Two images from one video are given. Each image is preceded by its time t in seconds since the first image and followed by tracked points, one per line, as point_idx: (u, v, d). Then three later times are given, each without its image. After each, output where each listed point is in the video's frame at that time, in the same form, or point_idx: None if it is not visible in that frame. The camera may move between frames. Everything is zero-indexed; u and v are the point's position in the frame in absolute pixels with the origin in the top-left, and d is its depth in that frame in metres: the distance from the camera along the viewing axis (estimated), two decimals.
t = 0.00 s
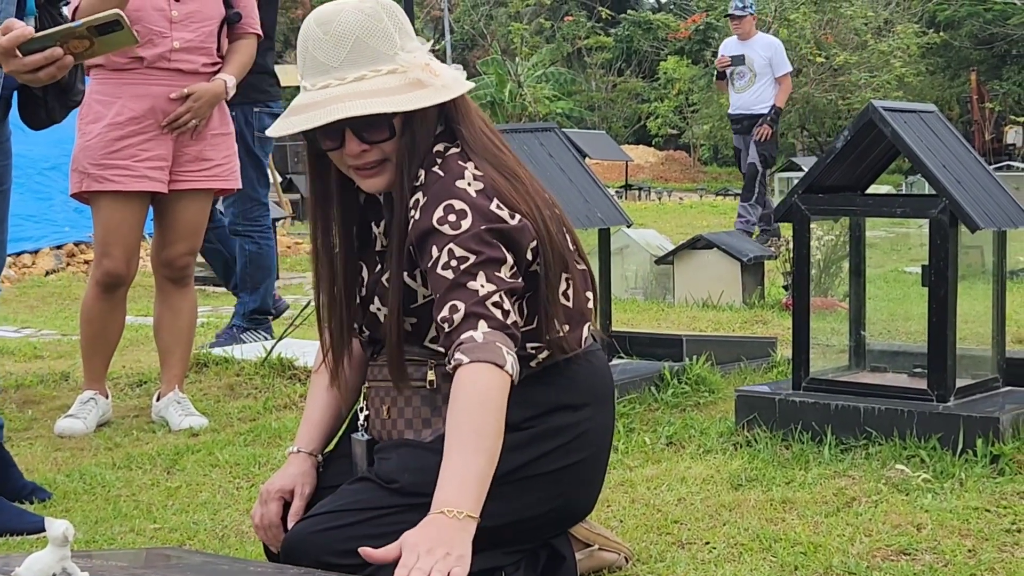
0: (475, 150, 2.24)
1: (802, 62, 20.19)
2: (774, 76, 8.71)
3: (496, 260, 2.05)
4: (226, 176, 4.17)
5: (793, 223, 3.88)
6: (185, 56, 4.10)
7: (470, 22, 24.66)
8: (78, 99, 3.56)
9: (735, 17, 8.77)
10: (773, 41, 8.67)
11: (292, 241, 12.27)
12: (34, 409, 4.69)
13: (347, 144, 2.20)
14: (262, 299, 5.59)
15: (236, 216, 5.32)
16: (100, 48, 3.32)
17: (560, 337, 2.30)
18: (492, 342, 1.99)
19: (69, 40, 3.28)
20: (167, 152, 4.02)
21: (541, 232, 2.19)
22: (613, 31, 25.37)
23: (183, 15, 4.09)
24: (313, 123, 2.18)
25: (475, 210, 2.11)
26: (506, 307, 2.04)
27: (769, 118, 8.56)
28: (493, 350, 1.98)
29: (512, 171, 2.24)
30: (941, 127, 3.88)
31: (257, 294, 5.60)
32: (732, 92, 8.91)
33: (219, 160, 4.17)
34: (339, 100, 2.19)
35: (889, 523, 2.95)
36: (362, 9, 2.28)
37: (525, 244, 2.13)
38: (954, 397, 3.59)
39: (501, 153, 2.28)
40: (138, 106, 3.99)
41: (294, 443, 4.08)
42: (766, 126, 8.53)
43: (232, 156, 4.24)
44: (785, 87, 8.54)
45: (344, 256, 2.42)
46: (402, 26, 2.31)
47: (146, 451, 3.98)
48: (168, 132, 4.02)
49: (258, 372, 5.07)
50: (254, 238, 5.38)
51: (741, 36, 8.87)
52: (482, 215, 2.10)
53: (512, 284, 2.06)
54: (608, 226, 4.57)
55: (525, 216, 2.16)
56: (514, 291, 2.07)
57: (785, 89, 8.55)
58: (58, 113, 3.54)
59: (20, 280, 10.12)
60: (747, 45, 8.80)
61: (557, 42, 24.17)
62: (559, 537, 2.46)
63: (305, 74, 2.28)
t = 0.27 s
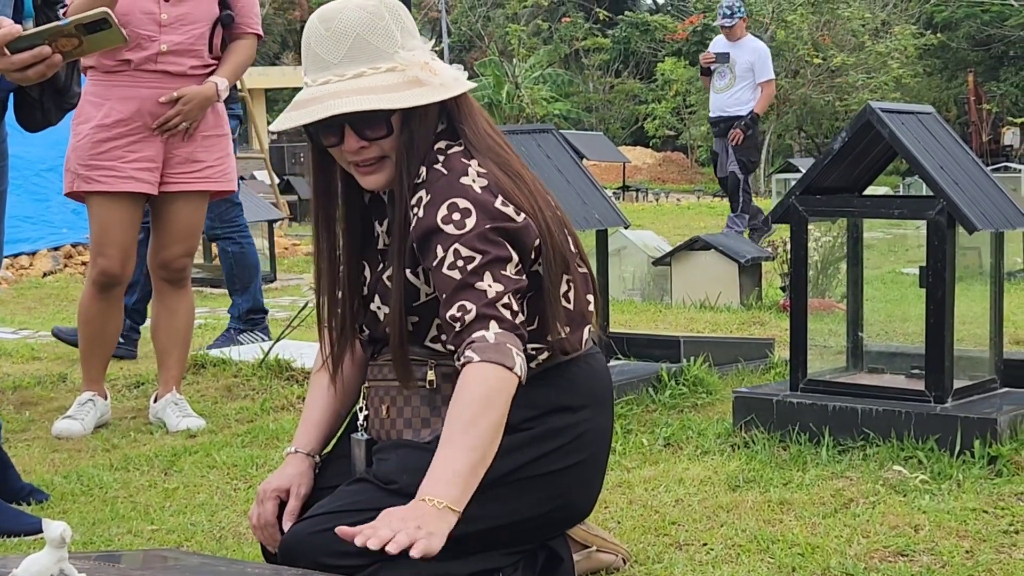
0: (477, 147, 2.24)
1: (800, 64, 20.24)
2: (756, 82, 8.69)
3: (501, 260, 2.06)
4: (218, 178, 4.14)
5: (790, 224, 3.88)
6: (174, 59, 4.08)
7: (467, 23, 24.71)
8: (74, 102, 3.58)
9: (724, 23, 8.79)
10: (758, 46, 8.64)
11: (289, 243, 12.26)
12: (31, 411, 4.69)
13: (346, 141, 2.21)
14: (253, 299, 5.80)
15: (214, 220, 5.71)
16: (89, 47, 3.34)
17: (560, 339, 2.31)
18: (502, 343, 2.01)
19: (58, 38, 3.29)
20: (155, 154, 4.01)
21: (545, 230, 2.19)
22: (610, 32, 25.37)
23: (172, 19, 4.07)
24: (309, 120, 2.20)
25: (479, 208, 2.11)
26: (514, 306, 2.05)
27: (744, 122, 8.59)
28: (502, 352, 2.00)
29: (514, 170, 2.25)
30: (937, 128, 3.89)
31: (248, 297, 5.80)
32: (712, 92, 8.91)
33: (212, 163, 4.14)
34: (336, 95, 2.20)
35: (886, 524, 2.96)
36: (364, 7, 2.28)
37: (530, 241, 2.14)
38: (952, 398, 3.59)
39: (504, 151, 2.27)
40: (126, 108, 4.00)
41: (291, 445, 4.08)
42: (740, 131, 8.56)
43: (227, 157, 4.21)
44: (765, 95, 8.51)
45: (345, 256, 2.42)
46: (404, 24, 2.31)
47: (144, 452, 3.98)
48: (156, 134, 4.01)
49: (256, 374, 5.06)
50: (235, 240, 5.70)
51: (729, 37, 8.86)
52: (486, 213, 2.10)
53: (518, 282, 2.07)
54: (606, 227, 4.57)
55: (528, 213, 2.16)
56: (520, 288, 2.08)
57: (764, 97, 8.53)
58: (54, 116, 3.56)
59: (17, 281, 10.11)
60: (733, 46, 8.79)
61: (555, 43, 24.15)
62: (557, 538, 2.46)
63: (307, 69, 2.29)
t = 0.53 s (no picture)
0: (483, 151, 2.24)
1: (798, 64, 20.26)
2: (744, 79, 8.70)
3: (480, 281, 2.09)
4: (204, 180, 4.10)
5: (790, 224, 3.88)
6: (153, 62, 4.06)
7: (466, 23, 24.74)
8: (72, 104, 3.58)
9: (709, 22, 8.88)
10: (745, 43, 8.69)
11: (288, 243, 12.26)
12: (30, 411, 4.69)
13: (353, 145, 2.23)
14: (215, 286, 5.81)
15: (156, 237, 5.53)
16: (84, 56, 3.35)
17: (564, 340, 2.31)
18: (458, 369, 2.11)
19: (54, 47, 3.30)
20: (138, 156, 4.00)
21: (545, 238, 2.19)
22: (609, 32, 25.36)
23: (152, 20, 4.05)
24: (315, 126, 2.22)
25: (468, 222, 2.13)
26: (484, 329, 2.10)
27: (732, 123, 8.59)
28: (455, 378, 2.11)
29: (519, 174, 2.24)
30: (937, 129, 3.89)
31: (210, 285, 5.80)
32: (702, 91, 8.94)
33: (198, 165, 4.10)
34: (344, 102, 2.22)
35: (885, 524, 2.96)
36: (371, 10, 2.29)
37: (523, 256, 2.14)
38: (951, 398, 3.59)
39: (512, 155, 2.27)
40: (108, 110, 4.01)
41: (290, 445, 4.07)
42: (728, 132, 8.56)
43: (217, 160, 4.16)
44: (753, 93, 8.56)
45: (351, 255, 2.43)
46: (411, 27, 2.31)
47: (143, 452, 3.98)
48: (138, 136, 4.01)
49: (255, 374, 5.06)
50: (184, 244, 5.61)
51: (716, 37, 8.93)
52: (475, 228, 2.12)
53: (498, 304, 2.10)
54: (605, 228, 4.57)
55: (525, 227, 2.16)
56: (501, 309, 2.11)
57: (751, 95, 8.58)
58: (52, 117, 3.56)
59: (16, 282, 10.11)
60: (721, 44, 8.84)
61: (553, 43, 24.13)
62: (556, 538, 2.46)
63: (314, 73, 2.30)
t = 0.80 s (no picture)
0: (476, 149, 2.25)
1: (797, 62, 20.27)
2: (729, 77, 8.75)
3: (439, 279, 2.12)
4: (179, 181, 4.07)
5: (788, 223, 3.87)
6: (126, 59, 4.07)
7: (464, 22, 24.75)
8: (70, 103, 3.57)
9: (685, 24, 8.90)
10: (728, 41, 8.72)
11: (287, 242, 12.25)
12: (29, 410, 4.68)
13: (352, 143, 2.24)
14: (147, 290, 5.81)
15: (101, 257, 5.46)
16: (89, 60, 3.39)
17: (558, 339, 2.30)
18: (398, 365, 2.16)
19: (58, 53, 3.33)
20: (115, 153, 4.02)
21: (524, 242, 2.18)
22: (607, 31, 25.36)
23: (121, 18, 4.07)
24: (312, 126, 2.22)
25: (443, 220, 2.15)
26: (432, 325, 2.12)
27: (720, 125, 8.62)
28: (396, 374, 2.17)
29: (512, 175, 2.24)
30: (936, 127, 3.89)
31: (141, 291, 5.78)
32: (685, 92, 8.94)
33: (174, 166, 4.07)
34: (342, 101, 2.22)
35: (884, 522, 2.96)
36: (370, 11, 2.29)
37: (492, 258, 2.15)
38: (949, 397, 3.60)
39: (507, 156, 2.27)
40: (87, 108, 4.04)
41: (289, 444, 4.08)
42: (718, 135, 8.61)
43: (196, 162, 4.12)
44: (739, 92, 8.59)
45: (351, 249, 2.44)
46: (411, 27, 2.31)
47: (142, 451, 3.98)
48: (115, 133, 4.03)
49: (253, 373, 5.06)
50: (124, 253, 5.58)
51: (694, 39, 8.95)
52: (448, 227, 2.14)
53: (456, 304, 2.12)
54: (604, 226, 4.57)
55: (503, 230, 2.16)
56: (460, 310, 2.13)
57: (738, 94, 8.60)
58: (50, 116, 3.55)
59: (14, 280, 10.10)
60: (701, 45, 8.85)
61: (551, 41, 24.12)
62: (554, 537, 2.46)
63: (313, 73, 2.30)
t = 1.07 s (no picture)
0: (461, 141, 2.25)
1: (796, 60, 20.28)
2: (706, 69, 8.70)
3: (425, 272, 2.13)
4: (145, 179, 4.03)
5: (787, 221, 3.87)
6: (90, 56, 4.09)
7: (463, 20, 24.74)
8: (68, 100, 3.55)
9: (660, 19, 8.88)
10: (703, 33, 8.66)
11: (286, 240, 12.26)
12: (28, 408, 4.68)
13: (335, 143, 2.24)
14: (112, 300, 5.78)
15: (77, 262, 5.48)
16: (91, 55, 3.41)
17: (550, 330, 2.30)
18: (384, 359, 2.16)
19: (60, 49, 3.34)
20: (87, 152, 4.03)
21: (510, 233, 2.19)
22: (606, 29, 25.35)
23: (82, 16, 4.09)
24: (293, 127, 2.22)
25: (427, 213, 2.15)
26: (416, 320, 2.13)
27: (700, 119, 8.60)
28: (383, 369, 2.17)
29: (496, 166, 2.24)
30: (935, 125, 3.89)
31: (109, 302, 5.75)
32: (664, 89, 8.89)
33: (140, 164, 4.04)
34: (322, 100, 2.22)
35: (883, 520, 2.96)
36: (345, 9, 2.29)
37: (478, 251, 2.16)
38: (948, 394, 3.60)
39: (492, 148, 2.27)
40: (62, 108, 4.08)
41: (288, 441, 4.07)
42: (699, 129, 8.60)
43: (165, 159, 4.07)
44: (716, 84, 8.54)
45: (337, 250, 2.44)
46: (387, 24, 2.31)
47: (141, 449, 3.98)
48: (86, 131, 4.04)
49: (253, 371, 5.06)
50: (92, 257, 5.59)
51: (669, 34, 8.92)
52: (433, 220, 2.15)
53: (442, 299, 2.13)
54: (603, 224, 4.57)
55: (488, 221, 2.17)
56: (446, 303, 2.14)
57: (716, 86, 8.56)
58: (48, 114, 3.53)
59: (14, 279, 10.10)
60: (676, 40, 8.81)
61: (551, 39, 24.11)
62: (553, 534, 2.46)
63: (292, 75, 2.30)
